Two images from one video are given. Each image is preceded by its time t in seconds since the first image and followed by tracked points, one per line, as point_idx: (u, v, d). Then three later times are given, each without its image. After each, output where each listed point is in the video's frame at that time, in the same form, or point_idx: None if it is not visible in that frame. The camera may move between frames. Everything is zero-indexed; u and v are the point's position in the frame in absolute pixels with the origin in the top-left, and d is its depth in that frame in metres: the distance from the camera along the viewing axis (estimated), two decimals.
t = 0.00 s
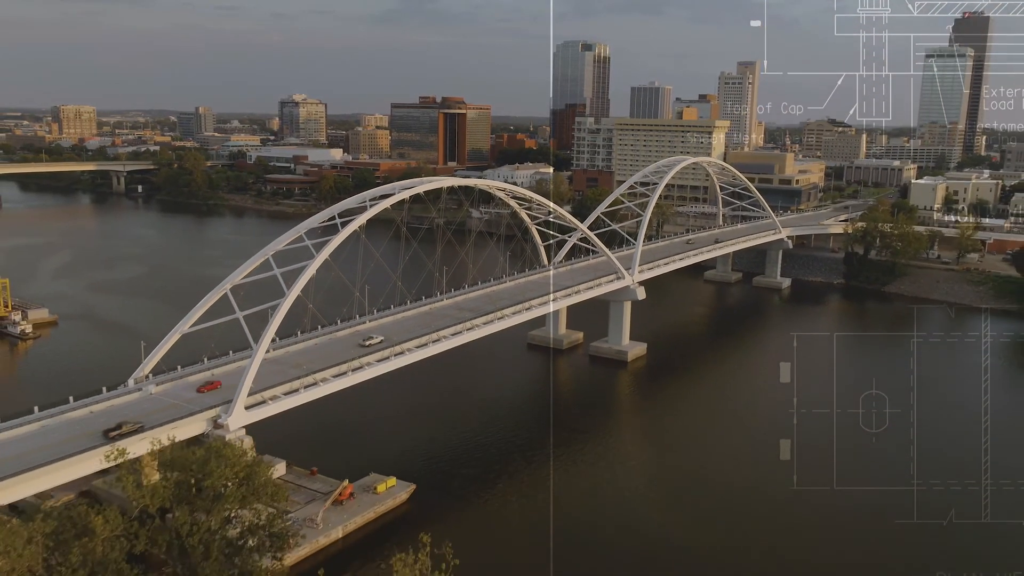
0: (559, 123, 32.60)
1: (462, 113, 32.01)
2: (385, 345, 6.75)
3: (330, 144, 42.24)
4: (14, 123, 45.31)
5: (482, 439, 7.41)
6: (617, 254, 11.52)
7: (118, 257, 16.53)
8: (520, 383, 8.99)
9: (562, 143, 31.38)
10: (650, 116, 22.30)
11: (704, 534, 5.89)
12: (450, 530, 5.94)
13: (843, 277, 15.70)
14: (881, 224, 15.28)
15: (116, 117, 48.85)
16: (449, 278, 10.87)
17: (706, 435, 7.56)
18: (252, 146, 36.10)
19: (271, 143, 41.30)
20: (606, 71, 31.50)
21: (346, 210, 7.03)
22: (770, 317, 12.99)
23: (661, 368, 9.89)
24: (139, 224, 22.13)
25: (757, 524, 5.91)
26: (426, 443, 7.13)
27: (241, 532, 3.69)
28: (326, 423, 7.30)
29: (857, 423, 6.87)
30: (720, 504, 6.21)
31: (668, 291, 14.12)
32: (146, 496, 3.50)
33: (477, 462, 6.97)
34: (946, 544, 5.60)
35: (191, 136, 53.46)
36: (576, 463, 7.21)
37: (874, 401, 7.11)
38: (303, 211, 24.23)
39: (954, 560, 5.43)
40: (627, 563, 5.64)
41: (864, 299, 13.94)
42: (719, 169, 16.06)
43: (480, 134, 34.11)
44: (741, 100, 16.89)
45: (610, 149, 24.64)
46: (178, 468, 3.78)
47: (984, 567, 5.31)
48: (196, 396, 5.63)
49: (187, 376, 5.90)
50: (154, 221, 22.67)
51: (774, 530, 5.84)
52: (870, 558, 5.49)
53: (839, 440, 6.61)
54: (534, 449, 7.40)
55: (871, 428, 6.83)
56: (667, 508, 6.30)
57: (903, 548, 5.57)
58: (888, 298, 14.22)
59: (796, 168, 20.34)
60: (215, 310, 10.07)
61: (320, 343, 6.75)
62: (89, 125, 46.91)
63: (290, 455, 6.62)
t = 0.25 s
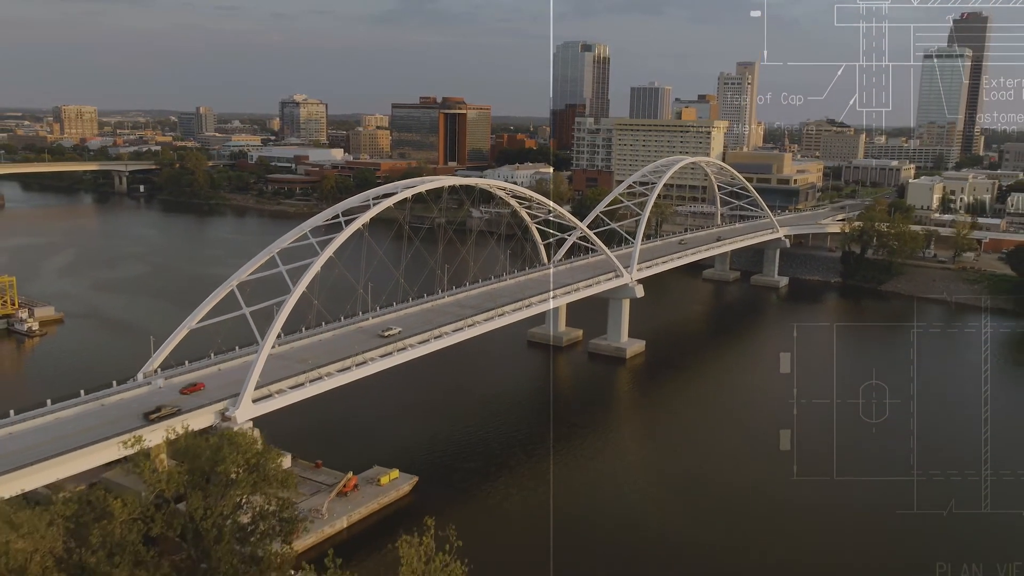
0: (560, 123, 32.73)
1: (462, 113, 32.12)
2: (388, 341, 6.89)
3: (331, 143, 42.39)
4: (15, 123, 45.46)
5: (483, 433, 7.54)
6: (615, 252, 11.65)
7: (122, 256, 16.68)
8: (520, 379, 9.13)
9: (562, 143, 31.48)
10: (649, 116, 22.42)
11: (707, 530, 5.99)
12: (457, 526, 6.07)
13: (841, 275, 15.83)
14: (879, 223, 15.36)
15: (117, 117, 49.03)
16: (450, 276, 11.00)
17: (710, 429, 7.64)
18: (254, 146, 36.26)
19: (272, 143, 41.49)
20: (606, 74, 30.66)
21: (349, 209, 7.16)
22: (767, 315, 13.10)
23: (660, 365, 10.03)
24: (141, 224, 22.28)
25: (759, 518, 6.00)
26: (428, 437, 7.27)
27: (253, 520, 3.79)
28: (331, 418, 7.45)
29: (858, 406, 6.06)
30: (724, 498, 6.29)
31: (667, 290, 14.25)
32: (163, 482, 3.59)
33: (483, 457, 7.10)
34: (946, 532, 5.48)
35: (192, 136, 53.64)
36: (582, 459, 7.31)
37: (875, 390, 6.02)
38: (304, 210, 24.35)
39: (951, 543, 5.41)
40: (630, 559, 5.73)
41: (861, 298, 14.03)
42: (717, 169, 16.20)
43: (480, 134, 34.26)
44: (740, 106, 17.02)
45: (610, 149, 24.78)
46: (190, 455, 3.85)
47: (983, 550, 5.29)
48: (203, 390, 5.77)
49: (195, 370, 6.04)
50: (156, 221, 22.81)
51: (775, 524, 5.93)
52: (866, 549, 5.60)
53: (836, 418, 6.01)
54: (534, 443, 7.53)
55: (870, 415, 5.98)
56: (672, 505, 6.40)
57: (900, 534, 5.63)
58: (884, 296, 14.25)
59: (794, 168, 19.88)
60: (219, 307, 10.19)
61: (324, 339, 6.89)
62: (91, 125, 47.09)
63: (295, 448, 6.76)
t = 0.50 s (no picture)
0: (560, 123, 32.98)
1: (462, 112, 32.26)
2: (391, 337, 7.03)
3: (332, 143, 42.60)
4: (16, 123, 45.61)
5: (484, 428, 7.69)
6: (614, 251, 11.79)
7: (126, 255, 16.82)
8: (520, 375, 9.28)
9: (562, 143, 31.69)
10: (648, 116, 22.55)
11: (706, 518, 6.15)
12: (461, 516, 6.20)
13: (837, 274, 15.96)
14: (874, 221, 15.53)
15: (119, 116, 49.20)
16: (451, 273, 11.12)
17: (709, 427, 7.80)
18: (255, 146, 36.43)
19: (273, 143, 41.68)
20: (606, 75, 30.74)
21: (353, 207, 7.29)
22: (765, 313, 13.25)
23: (658, 362, 10.18)
24: (144, 223, 22.43)
25: (757, 510, 6.16)
26: (429, 432, 7.41)
27: (262, 504, 3.92)
28: (334, 413, 7.58)
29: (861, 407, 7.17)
30: (724, 492, 6.46)
31: (665, 289, 14.39)
32: (177, 470, 3.70)
33: (485, 451, 7.24)
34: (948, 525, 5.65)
35: (193, 137, 53.85)
36: (584, 453, 7.46)
37: (873, 379, 7.49)
38: (306, 210, 24.49)
39: (951, 537, 5.68)
40: (633, 546, 5.87)
41: (857, 296, 14.16)
42: (716, 169, 16.36)
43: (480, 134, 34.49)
44: (741, 107, 17.01)
45: (609, 149, 24.96)
46: (200, 443, 3.95)
47: (983, 546, 5.51)
48: (210, 383, 5.91)
49: (202, 365, 6.17)
50: (160, 220, 22.97)
51: (773, 514, 6.08)
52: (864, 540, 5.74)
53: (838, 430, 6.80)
54: (535, 437, 7.69)
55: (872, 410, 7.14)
56: (674, 495, 6.55)
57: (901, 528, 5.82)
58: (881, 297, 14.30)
59: (792, 168, 20.45)
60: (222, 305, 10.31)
61: (328, 335, 7.03)
62: (92, 125, 47.31)
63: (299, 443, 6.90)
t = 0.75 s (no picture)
0: (560, 123, 33.17)
1: (462, 113, 32.39)
2: (394, 333, 7.16)
3: (333, 143, 42.78)
4: (16, 122, 45.72)
5: (485, 424, 7.82)
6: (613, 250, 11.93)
7: (130, 254, 16.96)
8: (520, 371, 9.41)
9: (562, 143, 31.88)
10: (647, 116, 22.69)
11: (710, 509, 6.28)
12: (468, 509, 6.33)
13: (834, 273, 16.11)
14: (871, 220, 15.83)
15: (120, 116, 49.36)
16: (452, 271, 11.25)
17: (710, 420, 7.93)
18: (256, 146, 36.59)
19: (274, 143, 41.84)
20: (605, 75, 30.86)
21: (356, 206, 7.42)
22: (763, 311, 13.39)
23: (658, 359, 10.32)
24: (146, 223, 22.56)
25: (759, 502, 6.29)
26: (432, 427, 7.54)
27: (271, 494, 4.07)
28: (338, 409, 7.71)
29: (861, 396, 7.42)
30: (728, 483, 6.59)
31: (664, 287, 14.54)
32: (192, 457, 3.83)
33: (489, 446, 7.38)
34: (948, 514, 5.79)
35: (194, 137, 54.03)
36: (588, 446, 7.59)
37: (873, 372, 7.65)
38: (308, 209, 24.63)
39: (951, 528, 5.83)
40: (639, 537, 6.00)
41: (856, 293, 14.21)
42: (714, 169, 16.51)
43: (481, 134, 34.69)
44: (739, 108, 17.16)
45: (609, 149, 25.12)
46: (213, 432, 4.08)
47: (983, 535, 5.66)
48: (218, 378, 6.04)
49: (209, 360, 6.30)
50: (162, 220, 23.12)
51: (775, 507, 6.22)
52: (863, 534, 5.87)
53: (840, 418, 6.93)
54: (537, 432, 7.83)
55: (871, 400, 7.38)
56: (678, 487, 6.68)
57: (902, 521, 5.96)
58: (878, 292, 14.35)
59: (791, 168, 20.62)
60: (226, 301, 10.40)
61: (331, 331, 7.16)
62: (93, 125, 47.49)
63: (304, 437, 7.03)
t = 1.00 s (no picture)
0: (559, 124, 33.33)
1: (463, 112, 32.53)
2: (396, 330, 7.30)
3: (334, 143, 42.95)
4: (18, 123, 45.92)
5: (487, 419, 7.96)
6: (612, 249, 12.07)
7: (134, 253, 17.10)
8: (521, 368, 9.55)
9: (562, 143, 32.04)
10: (647, 116, 22.82)
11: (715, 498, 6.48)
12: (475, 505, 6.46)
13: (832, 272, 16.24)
14: (868, 221, 16.10)
15: (121, 116, 49.53)
16: (454, 269, 11.39)
17: (711, 416, 8.09)
18: (257, 146, 36.74)
19: (275, 143, 42.00)
20: (605, 75, 31.06)
21: (359, 205, 7.55)
22: (761, 309, 13.52)
23: (657, 356, 10.46)
24: (148, 222, 22.70)
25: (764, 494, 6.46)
26: (434, 422, 7.67)
27: (281, 480, 4.17)
28: (343, 405, 7.84)
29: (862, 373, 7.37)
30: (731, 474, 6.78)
31: (663, 286, 14.68)
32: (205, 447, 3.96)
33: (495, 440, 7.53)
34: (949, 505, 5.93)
35: (195, 137, 54.21)
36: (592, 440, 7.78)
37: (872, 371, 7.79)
38: (309, 209, 24.76)
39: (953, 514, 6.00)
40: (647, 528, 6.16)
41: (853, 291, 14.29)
42: (713, 169, 16.64)
43: (481, 134, 34.86)
44: (738, 108, 17.30)
45: (608, 149, 25.27)
46: (224, 423, 4.21)
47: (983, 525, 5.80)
48: (225, 372, 6.16)
49: (216, 356, 6.43)
50: (165, 219, 23.26)
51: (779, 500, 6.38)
52: (863, 527, 6.01)
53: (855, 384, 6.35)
54: (538, 427, 7.97)
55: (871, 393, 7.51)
56: (684, 479, 6.86)
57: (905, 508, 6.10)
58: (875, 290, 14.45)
59: (789, 168, 20.70)
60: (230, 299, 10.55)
61: (335, 328, 7.29)
62: (95, 126, 47.69)
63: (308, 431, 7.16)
